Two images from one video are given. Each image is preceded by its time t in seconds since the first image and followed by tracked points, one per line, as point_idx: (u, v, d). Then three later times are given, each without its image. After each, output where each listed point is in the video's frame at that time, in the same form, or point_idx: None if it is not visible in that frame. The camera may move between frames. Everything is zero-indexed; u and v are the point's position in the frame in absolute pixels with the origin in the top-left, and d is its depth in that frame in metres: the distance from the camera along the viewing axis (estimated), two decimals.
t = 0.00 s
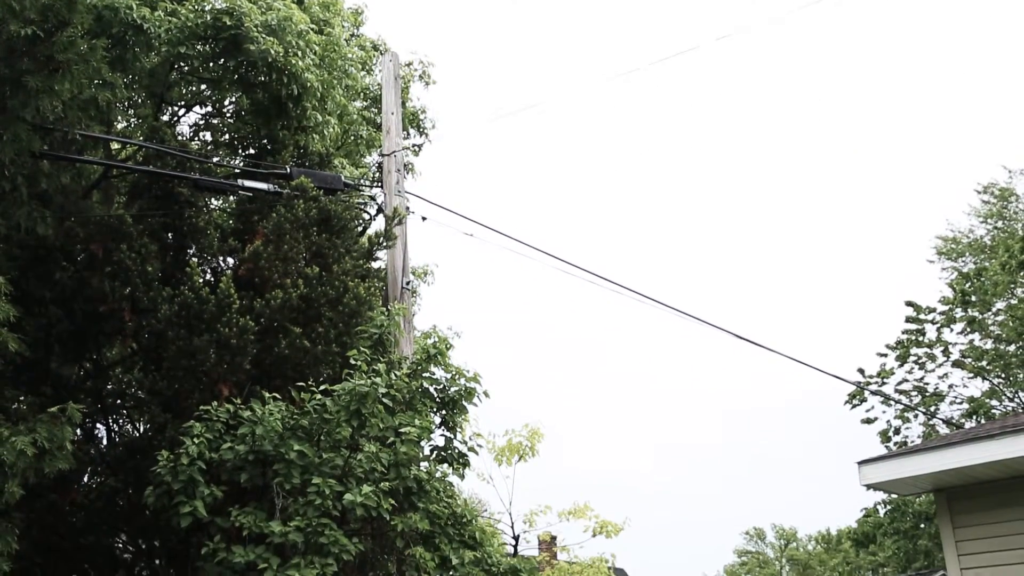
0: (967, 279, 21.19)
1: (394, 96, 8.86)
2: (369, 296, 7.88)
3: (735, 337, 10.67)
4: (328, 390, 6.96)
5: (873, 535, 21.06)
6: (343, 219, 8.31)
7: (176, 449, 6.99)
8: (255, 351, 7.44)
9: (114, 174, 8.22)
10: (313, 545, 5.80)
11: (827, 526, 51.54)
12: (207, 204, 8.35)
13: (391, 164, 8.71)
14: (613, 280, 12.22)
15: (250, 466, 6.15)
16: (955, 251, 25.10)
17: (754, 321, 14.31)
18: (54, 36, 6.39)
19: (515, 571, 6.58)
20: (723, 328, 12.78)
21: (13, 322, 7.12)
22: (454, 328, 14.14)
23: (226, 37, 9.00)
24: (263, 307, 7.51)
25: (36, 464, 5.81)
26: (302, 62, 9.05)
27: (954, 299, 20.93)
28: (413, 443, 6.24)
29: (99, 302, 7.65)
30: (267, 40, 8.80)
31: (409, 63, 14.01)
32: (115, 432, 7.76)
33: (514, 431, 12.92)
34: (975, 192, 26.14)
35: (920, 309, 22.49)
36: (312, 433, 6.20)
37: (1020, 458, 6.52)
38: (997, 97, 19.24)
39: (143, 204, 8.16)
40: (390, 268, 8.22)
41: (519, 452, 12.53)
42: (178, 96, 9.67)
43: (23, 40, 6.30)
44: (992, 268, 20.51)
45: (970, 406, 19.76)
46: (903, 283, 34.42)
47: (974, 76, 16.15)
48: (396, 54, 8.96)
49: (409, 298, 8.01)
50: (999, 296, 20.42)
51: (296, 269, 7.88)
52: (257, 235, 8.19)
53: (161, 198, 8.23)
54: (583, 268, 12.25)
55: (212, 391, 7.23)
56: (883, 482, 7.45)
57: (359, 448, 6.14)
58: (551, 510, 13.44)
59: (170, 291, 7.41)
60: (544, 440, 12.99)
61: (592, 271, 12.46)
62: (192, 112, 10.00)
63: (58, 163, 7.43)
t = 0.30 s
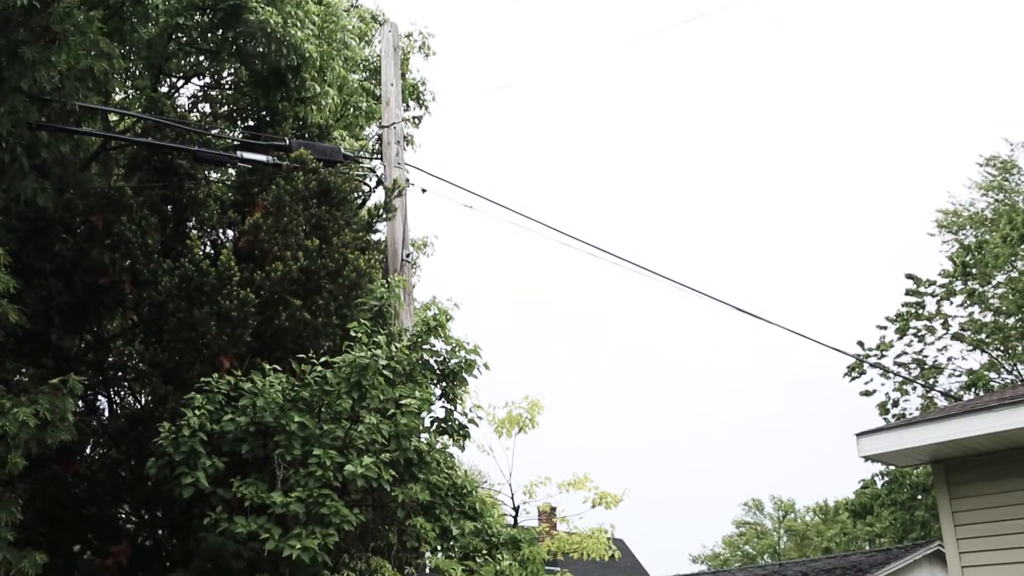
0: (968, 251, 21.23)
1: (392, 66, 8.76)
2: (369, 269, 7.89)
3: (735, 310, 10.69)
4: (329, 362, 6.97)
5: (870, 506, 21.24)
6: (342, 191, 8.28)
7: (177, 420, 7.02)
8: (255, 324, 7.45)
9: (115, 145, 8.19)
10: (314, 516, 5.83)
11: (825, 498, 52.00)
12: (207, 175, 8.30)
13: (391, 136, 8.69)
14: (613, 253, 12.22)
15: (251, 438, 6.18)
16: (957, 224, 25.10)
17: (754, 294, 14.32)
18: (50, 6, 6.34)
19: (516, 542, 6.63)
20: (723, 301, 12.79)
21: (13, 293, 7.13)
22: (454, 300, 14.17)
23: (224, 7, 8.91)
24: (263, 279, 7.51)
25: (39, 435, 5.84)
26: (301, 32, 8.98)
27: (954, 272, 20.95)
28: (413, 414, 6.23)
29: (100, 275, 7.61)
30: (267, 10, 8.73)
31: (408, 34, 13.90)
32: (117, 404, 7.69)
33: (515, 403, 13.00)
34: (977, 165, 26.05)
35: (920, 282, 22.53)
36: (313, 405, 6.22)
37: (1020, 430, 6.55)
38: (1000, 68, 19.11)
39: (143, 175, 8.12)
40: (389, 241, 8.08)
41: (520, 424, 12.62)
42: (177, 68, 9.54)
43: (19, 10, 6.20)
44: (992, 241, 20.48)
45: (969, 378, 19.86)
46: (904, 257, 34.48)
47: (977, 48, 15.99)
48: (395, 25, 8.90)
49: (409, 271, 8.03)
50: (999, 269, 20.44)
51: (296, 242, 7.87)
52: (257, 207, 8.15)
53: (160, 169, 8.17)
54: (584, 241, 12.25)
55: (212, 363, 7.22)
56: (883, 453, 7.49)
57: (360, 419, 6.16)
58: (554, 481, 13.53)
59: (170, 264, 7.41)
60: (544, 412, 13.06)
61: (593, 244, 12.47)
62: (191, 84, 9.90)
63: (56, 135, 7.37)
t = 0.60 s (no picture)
0: (969, 226, 21.16)
1: (391, 38, 8.71)
2: (369, 242, 7.90)
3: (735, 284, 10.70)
4: (329, 335, 6.99)
5: (868, 479, 21.35)
6: (343, 163, 8.28)
7: (178, 393, 7.04)
8: (255, 297, 7.45)
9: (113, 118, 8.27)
10: (315, 488, 5.87)
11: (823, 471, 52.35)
12: (206, 148, 8.25)
13: (391, 108, 8.63)
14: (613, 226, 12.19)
15: (252, 411, 6.19)
16: (958, 197, 25.02)
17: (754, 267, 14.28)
18: None
19: (515, 514, 6.66)
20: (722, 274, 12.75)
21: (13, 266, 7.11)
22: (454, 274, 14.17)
23: None
24: (264, 253, 7.50)
25: (41, 407, 5.87)
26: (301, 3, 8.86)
27: (955, 246, 20.90)
28: (414, 387, 6.29)
29: (99, 248, 7.58)
30: None
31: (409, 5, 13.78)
32: (117, 377, 7.67)
33: (514, 377, 13.03)
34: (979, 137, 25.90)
35: (921, 255, 22.50)
36: (314, 378, 6.24)
37: (1020, 401, 6.57)
38: (1004, 40, 18.94)
39: (142, 148, 8.08)
40: (390, 212, 8.22)
41: (520, 397, 12.66)
42: (175, 39, 9.55)
43: None
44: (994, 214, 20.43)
45: (968, 351, 19.90)
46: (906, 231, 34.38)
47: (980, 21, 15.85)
48: None
49: (410, 244, 8.04)
50: (1001, 243, 20.39)
51: (296, 215, 7.83)
52: (256, 180, 8.10)
53: (159, 142, 8.11)
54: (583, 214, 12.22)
55: (212, 336, 7.22)
56: (884, 425, 7.52)
57: (360, 392, 6.18)
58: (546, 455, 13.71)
59: (169, 237, 7.38)
60: (543, 385, 13.12)
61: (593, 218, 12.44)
62: (189, 56, 9.81)
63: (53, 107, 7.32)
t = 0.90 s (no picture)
0: (970, 202, 21.05)
1: (390, 12, 8.68)
2: (369, 217, 7.88)
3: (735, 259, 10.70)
4: (330, 311, 6.99)
5: (867, 454, 21.45)
6: (342, 138, 8.22)
7: (179, 368, 7.04)
8: (255, 272, 7.45)
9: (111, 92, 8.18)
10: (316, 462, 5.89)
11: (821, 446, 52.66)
12: (204, 123, 8.26)
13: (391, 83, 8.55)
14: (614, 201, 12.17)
15: (252, 386, 6.19)
16: (960, 172, 24.93)
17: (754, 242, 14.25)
18: None
19: (516, 488, 6.66)
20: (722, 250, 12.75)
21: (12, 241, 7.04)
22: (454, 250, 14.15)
23: None
24: (263, 229, 7.48)
25: (42, 382, 5.87)
26: None
27: (956, 222, 20.87)
28: (414, 362, 6.31)
29: (98, 223, 7.58)
30: None
31: None
32: (118, 352, 7.65)
33: (514, 352, 13.09)
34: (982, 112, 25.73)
35: (920, 231, 22.50)
36: (314, 353, 6.26)
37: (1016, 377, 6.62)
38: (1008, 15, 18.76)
39: (141, 123, 8.04)
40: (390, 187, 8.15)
41: (520, 372, 12.72)
42: (172, 13, 9.44)
43: None
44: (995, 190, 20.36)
45: (968, 328, 19.92)
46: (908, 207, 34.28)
47: None
48: None
49: (410, 219, 8.02)
50: (1002, 219, 20.36)
51: (295, 190, 7.79)
52: (256, 155, 8.06)
53: (158, 117, 8.10)
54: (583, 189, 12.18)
55: (213, 311, 7.22)
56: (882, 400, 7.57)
57: (360, 367, 6.19)
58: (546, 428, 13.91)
59: (169, 212, 7.35)
60: (543, 360, 13.17)
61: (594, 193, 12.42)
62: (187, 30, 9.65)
63: (51, 82, 7.27)
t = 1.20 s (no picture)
0: (972, 179, 20.95)
1: None
2: (369, 196, 7.87)
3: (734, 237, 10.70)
4: (330, 289, 6.99)
5: (866, 432, 21.53)
6: (342, 116, 8.17)
7: (179, 346, 7.04)
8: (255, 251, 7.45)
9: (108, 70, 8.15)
10: (317, 440, 5.91)
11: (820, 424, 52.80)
12: (203, 101, 8.20)
13: (390, 60, 8.54)
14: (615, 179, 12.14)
15: (253, 363, 6.20)
16: (962, 150, 24.85)
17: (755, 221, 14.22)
18: None
19: (515, 466, 6.68)
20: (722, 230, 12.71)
21: (11, 220, 7.04)
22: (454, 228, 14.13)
23: None
24: (263, 206, 7.46)
25: (42, 360, 5.88)
26: None
27: (957, 200, 20.83)
28: (414, 340, 6.32)
29: (97, 201, 7.53)
30: None
31: None
32: (119, 330, 7.63)
33: (514, 330, 13.12)
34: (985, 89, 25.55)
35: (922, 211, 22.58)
36: (314, 331, 6.27)
37: (1015, 354, 7.24)
38: None
39: (140, 100, 8.03)
40: (390, 165, 8.28)
41: (520, 350, 12.76)
42: None
43: None
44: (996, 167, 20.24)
45: (968, 306, 19.93)
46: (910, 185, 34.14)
47: None
48: None
49: (410, 197, 8.06)
50: (1003, 197, 20.30)
51: (295, 168, 7.75)
52: (255, 132, 8.04)
53: (157, 94, 8.08)
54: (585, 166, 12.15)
55: (213, 289, 7.23)
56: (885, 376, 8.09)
57: (360, 346, 6.20)
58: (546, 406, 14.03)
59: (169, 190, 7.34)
60: (543, 339, 13.22)
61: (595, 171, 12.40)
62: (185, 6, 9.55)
63: (48, 59, 7.23)
